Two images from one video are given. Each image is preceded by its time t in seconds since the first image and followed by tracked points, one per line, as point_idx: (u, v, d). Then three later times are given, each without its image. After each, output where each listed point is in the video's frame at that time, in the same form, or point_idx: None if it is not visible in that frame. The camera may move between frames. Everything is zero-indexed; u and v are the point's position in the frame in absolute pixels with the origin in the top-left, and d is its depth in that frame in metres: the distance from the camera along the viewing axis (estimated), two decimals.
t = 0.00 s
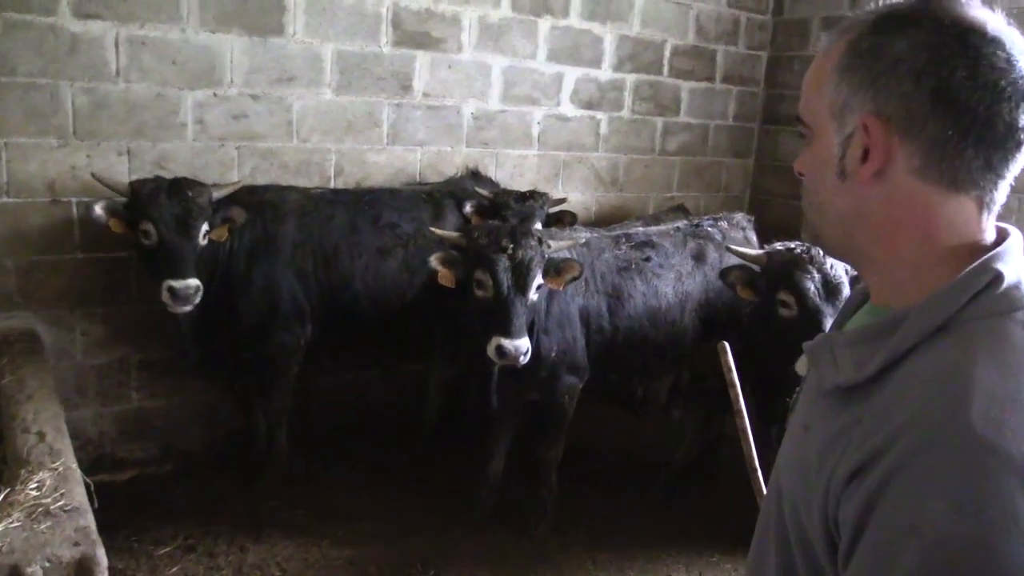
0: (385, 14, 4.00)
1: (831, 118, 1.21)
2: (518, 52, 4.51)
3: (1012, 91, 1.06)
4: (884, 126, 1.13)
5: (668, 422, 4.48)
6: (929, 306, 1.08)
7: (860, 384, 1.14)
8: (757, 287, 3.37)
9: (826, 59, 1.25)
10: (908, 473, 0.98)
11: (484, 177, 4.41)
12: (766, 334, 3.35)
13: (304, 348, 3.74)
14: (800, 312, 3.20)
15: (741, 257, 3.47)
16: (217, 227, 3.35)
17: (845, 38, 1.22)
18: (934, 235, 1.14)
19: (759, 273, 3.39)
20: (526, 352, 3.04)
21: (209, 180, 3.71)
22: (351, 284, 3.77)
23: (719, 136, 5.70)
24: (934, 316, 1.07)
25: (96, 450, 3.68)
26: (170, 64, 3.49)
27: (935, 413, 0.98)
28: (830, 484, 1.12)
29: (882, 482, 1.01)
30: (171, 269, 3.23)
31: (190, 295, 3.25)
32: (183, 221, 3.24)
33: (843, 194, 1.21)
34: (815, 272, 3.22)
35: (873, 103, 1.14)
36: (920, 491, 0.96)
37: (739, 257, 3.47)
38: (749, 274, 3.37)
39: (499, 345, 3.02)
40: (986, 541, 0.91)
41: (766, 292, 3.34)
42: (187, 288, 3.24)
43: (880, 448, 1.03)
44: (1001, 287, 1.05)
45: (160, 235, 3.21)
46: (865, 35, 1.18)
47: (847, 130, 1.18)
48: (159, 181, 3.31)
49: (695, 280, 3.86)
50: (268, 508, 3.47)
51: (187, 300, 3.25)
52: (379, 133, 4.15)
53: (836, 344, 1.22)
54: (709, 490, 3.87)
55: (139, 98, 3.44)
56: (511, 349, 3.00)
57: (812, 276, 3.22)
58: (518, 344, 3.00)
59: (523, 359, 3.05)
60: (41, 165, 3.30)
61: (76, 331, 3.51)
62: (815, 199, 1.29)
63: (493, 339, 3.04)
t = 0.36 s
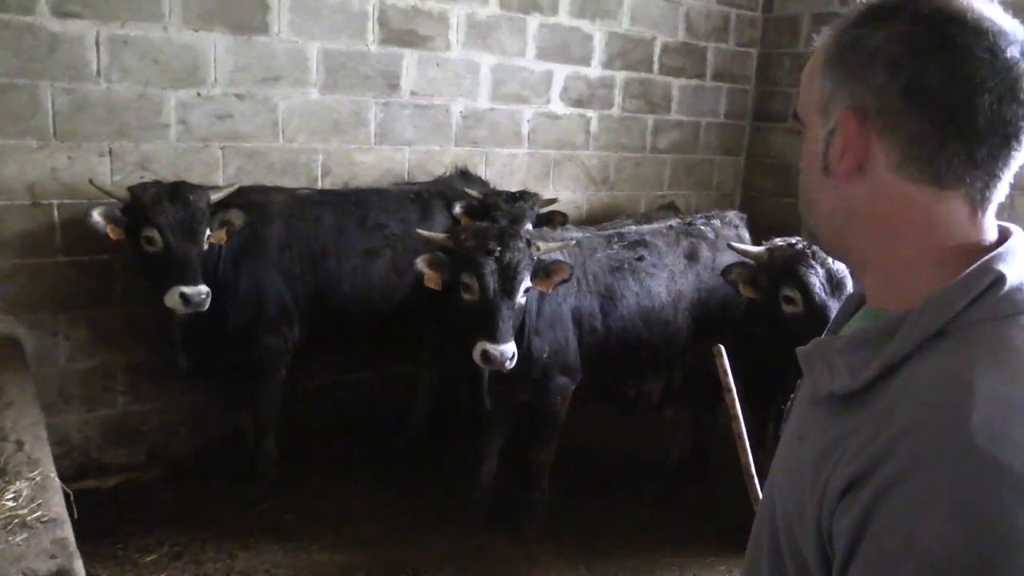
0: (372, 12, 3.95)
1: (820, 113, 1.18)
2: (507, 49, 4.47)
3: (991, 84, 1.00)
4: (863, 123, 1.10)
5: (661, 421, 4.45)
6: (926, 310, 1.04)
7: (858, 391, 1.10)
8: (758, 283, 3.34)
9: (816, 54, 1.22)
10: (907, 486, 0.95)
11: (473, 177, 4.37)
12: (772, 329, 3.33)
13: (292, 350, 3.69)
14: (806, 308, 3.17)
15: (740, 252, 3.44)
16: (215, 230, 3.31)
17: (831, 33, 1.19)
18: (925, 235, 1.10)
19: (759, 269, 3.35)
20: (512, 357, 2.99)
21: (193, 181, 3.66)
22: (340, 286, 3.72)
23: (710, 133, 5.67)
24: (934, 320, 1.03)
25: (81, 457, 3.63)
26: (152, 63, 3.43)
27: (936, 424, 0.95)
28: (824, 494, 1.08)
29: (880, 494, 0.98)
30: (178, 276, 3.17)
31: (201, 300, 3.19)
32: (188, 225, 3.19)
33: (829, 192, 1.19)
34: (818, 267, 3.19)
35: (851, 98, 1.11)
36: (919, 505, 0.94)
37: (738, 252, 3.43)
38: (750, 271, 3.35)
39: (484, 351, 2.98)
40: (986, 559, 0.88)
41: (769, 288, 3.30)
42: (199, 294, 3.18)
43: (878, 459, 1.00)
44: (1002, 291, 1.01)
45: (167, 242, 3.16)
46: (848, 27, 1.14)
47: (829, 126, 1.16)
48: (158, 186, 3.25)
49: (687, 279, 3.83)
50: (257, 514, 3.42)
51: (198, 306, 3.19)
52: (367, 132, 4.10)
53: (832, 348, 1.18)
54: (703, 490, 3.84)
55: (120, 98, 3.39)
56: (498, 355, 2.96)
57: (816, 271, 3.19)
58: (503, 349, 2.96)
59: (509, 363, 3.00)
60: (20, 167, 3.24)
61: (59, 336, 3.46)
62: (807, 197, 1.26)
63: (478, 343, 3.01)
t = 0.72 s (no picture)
0: (383, 8, 3.91)
1: (828, 113, 1.12)
2: (520, 44, 4.41)
3: (997, 76, 0.92)
4: (864, 122, 1.04)
5: (678, 421, 4.38)
6: (942, 327, 0.97)
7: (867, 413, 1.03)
8: (779, 282, 3.27)
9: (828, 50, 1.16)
10: (921, 521, 0.89)
11: (487, 174, 4.32)
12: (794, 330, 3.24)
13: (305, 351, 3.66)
14: (829, 307, 3.09)
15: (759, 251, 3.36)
16: (225, 234, 3.26)
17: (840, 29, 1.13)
18: (939, 242, 1.02)
19: (779, 268, 3.28)
20: (518, 366, 2.95)
21: (204, 181, 3.64)
22: (352, 286, 3.69)
23: (727, 127, 5.58)
24: (950, 337, 0.95)
25: (96, 457, 3.63)
26: (162, 63, 3.41)
27: (955, 455, 0.88)
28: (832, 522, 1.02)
29: (896, 532, 0.91)
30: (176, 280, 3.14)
31: (196, 306, 3.14)
32: (188, 228, 3.15)
33: (839, 195, 1.12)
34: (841, 267, 3.13)
35: (853, 95, 1.05)
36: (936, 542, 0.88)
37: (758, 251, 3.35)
38: (769, 270, 3.27)
39: (490, 358, 2.95)
40: None
41: (790, 286, 3.22)
42: (193, 300, 3.13)
43: (890, 488, 0.94)
44: None
45: (168, 246, 3.14)
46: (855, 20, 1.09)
47: (835, 125, 1.10)
48: (166, 188, 3.24)
49: (704, 278, 3.75)
50: (269, 515, 3.41)
51: (192, 312, 3.14)
52: (379, 130, 4.07)
53: (845, 364, 1.10)
54: (721, 491, 3.77)
55: (130, 98, 3.37)
56: (503, 363, 2.92)
57: (838, 271, 3.12)
58: (509, 357, 2.92)
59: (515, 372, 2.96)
60: (31, 167, 3.24)
61: (72, 337, 3.46)
62: (819, 200, 1.20)
63: (483, 351, 2.97)
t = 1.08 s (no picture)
0: None
1: (855, 93, 1.03)
2: (552, 31, 4.36)
3: None
4: (888, 100, 0.95)
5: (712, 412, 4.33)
6: (974, 317, 0.86)
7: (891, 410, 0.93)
8: (812, 275, 3.19)
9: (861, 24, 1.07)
10: (941, 532, 0.80)
11: (518, 163, 4.29)
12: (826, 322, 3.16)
13: (337, 341, 3.68)
14: (858, 300, 3.00)
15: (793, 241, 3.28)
16: (247, 225, 3.27)
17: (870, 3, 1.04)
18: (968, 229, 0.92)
19: (814, 261, 3.20)
20: (528, 363, 2.94)
21: (237, 172, 3.67)
22: (382, 276, 3.69)
23: (765, 113, 5.46)
24: (983, 328, 0.85)
25: (133, 444, 3.70)
26: (194, 54, 3.44)
27: (981, 462, 0.78)
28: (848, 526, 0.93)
29: (914, 542, 0.82)
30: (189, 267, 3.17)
31: (204, 295, 3.16)
32: (204, 218, 3.16)
33: (867, 181, 1.04)
34: (874, 259, 3.02)
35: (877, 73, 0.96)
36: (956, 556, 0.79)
37: (790, 242, 3.27)
38: (803, 263, 3.20)
39: (500, 355, 2.95)
40: None
41: (823, 279, 3.15)
42: (201, 288, 3.15)
43: (908, 494, 0.84)
44: None
45: (181, 233, 3.15)
46: None
47: (862, 106, 1.01)
48: (189, 177, 3.26)
49: (738, 268, 3.67)
50: (301, 504, 3.43)
51: (200, 300, 3.17)
52: (409, 119, 4.05)
53: (869, 356, 1.01)
54: (755, 483, 3.71)
55: (164, 90, 3.41)
56: (511, 360, 2.92)
57: (871, 264, 3.00)
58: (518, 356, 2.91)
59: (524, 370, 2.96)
60: (68, 160, 3.29)
61: (109, 326, 3.51)
62: (848, 187, 1.12)
63: (495, 347, 2.97)
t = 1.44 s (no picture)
0: None
1: (841, 95, 1.06)
2: (537, 30, 4.37)
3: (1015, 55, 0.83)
4: (873, 103, 0.98)
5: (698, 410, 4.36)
6: (966, 317, 0.89)
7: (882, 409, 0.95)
8: (786, 279, 3.22)
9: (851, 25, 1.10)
10: (934, 531, 0.83)
11: (505, 163, 4.30)
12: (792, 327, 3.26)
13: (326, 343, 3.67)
14: (817, 312, 3.11)
15: (772, 246, 3.32)
16: (235, 228, 3.26)
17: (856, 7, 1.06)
18: (955, 230, 0.95)
19: (790, 267, 3.24)
20: (509, 360, 2.94)
21: (224, 173, 3.66)
22: (371, 276, 3.69)
23: (748, 111, 5.50)
24: (971, 330, 0.88)
25: (121, 447, 3.68)
26: (180, 55, 3.42)
27: (972, 462, 0.82)
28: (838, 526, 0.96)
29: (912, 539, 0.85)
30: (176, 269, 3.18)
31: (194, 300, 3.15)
32: (194, 222, 3.16)
33: (851, 181, 1.07)
34: (839, 270, 3.07)
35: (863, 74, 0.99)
36: (950, 555, 0.82)
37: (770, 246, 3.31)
38: (779, 268, 3.23)
39: (480, 351, 2.95)
40: None
41: (795, 284, 3.21)
42: (191, 293, 3.14)
43: (901, 495, 0.87)
44: None
45: (169, 236, 3.15)
46: None
47: (848, 108, 1.04)
48: (176, 180, 3.25)
49: (725, 266, 3.71)
50: (291, 505, 3.44)
51: (190, 306, 3.16)
52: (396, 119, 4.06)
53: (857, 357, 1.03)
54: (742, 480, 3.75)
55: (150, 91, 3.39)
56: (492, 355, 2.92)
57: (838, 278, 3.05)
58: (499, 352, 2.92)
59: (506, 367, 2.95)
60: (53, 162, 3.27)
61: (96, 329, 3.49)
62: (836, 188, 1.14)
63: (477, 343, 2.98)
